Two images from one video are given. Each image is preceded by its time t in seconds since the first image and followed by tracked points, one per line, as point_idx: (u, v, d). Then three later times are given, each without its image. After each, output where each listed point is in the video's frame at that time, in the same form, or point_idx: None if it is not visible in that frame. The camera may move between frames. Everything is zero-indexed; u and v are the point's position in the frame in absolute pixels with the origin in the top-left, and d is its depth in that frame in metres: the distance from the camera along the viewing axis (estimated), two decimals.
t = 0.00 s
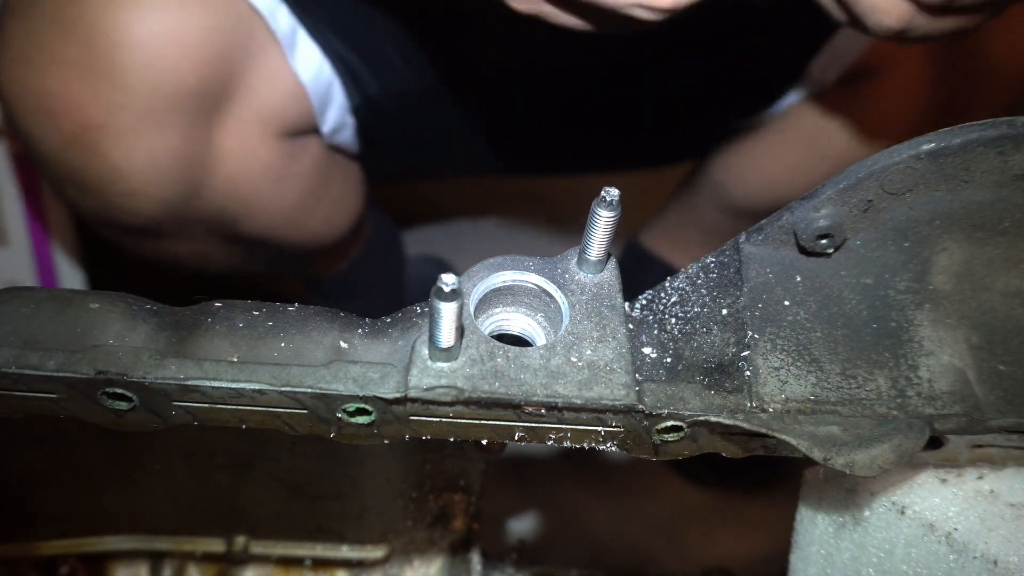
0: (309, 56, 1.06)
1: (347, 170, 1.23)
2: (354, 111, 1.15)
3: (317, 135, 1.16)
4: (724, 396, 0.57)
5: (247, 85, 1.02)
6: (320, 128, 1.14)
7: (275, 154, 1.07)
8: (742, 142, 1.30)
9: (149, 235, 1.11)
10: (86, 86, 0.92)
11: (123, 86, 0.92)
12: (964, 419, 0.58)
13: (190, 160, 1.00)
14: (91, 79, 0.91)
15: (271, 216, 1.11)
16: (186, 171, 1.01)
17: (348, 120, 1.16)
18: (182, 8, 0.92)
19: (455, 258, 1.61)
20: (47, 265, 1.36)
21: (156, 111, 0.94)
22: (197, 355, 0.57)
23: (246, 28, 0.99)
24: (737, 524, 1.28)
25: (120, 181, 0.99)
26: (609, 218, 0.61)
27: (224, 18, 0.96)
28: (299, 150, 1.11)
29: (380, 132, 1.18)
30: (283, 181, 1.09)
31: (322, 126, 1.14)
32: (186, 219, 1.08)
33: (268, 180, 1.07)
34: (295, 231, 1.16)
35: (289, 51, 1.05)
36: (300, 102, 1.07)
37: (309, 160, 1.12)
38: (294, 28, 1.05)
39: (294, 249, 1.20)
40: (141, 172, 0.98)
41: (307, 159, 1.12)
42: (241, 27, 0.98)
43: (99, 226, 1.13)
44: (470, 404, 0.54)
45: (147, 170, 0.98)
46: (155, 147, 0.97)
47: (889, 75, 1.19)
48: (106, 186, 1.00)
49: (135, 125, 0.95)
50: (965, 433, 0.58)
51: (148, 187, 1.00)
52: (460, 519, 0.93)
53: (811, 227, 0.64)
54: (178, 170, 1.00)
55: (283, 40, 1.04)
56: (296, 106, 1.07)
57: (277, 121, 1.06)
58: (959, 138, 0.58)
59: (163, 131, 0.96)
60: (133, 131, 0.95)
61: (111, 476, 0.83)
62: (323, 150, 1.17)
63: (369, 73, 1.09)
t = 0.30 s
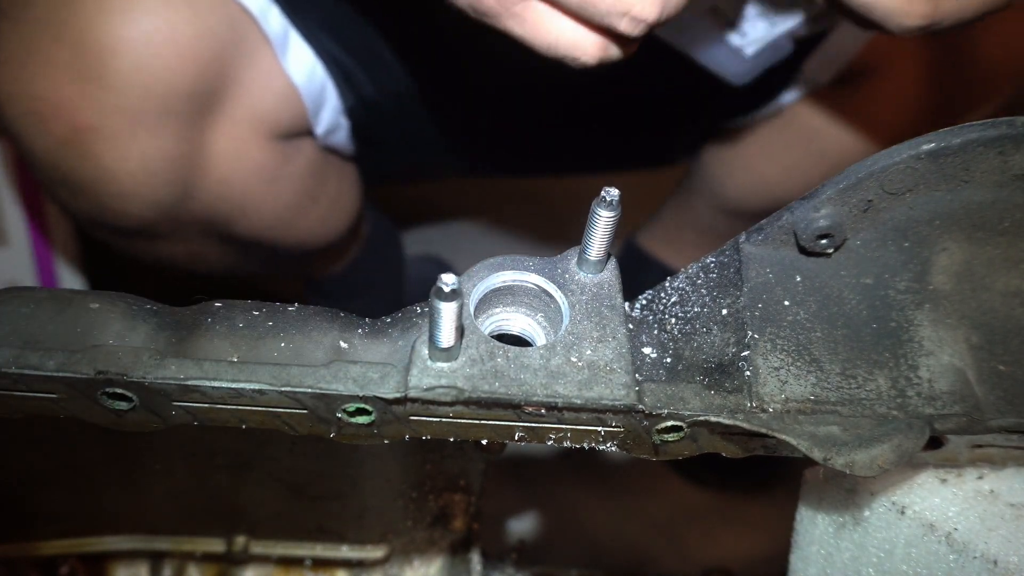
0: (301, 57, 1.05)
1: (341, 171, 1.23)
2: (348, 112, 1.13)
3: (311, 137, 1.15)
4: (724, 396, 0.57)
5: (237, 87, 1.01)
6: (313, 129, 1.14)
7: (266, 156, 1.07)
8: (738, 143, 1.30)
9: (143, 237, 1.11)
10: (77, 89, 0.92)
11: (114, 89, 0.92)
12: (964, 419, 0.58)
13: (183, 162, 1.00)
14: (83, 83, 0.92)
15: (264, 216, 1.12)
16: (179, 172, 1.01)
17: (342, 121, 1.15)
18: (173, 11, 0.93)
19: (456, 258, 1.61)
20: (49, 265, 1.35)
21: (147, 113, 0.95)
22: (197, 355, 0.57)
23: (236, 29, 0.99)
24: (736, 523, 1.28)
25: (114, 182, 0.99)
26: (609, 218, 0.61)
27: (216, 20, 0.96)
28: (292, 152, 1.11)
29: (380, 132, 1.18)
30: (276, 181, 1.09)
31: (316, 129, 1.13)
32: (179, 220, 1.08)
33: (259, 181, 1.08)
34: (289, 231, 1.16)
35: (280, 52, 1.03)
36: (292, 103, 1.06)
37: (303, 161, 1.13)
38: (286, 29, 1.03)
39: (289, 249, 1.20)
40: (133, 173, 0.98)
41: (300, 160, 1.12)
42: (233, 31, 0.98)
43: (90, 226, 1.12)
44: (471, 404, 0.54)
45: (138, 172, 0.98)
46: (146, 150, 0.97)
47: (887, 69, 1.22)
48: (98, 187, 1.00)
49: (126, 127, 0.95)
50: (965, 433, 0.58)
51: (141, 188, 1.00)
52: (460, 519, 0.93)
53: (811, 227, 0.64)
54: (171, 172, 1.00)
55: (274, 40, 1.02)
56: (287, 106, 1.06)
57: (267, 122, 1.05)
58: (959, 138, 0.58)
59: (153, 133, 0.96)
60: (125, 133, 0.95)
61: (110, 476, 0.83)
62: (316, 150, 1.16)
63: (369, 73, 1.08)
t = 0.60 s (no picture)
0: (300, 62, 1.05)
1: (339, 173, 1.23)
2: (346, 114, 1.13)
3: (309, 140, 1.15)
4: (724, 396, 0.57)
5: (235, 89, 1.01)
6: (310, 132, 1.13)
7: (263, 159, 1.07)
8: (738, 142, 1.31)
9: (140, 239, 1.11)
10: (74, 91, 0.91)
11: (111, 91, 0.92)
12: (964, 419, 0.58)
13: (180, 164, 1.00)
14: (80, 85, 0.91)
15: (263, 217, 1.11)
16: (177, 174, 1.01)
17: (339, 124, 1.16)
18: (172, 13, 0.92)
19: (456, 258, 1.61)
20: (49, 265, 1.35)
21: (145, 116, 0.95)
22: (197, 355, 0.57)
23: (235, 33, 0.99)
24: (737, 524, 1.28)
25: (111, 184, 0.99)
26: (609, 218, 0.61)
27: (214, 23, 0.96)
28: (289, 155, 1.11)
29: (380, 132, 1.18)
30: (274, 184, 1.09)
31: (313, 131, 1.13)
32: (177, 221, 1.08)
33: (257, 184, 1.07)
34: (287, 232, 1.16)
35: (279, 55, 1.03)
36: (291, 106, 1.06)
37: (301, 163, 1.13)
38: (284, 33, 1.03)
39: (285, 249, 1.20)
40: (130, 176, 0.98)
41: (299, 162, 1.12)
42: (232, 33, 0.98)
43: (88, 228, 1.12)
44: (470, 404, 0.54)
45: (136, 174, 0.98)
46: (144, 153, 0.97)
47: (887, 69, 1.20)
48: (94, 188, 1.00)
49: (124, 130, 0.95)
50: (965, 433, 0.58)
51: (138, 191, 1.00)
52: (460, 519, 0.93)
53: (811, 227, 0.64)
54: (169, 175, 1.00)
55: (274, 45, 1.02)
56: (286, 112, 1.06)
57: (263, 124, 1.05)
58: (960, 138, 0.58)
59: (149, 136, 0.96)
60: (122, 135, 0.95)
61: (109, 477, 0.83)
62: (314, 154, 1.16)
63: (369, 73, 1.09)
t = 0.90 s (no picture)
0: (304, 63, 1.05)
1: (342, 175, 1.23)
2: (345, 114, 1.13)
3: (312, 142, 1.15)
4: (724, 396, 0.57)
5: (237, 92, 1.01)
6: (314, 135, 1.13)
7: (265, 161, 1.06)
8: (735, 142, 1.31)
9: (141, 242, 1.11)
10: (78, 96, 0.92)
11: (113, 95, 0.92)
12: (964, 419, 0.58)
13: (183, 168, 1.00)
14: (82, 90, 0.91)
15: (265, 219, 1.11)
16: (180, 178, 1.00)
17: (342, 127, 1.16)
18: (173, 17, 0.92)
19: (456, 258, 1.61)
20: (49, 264, 1.35)
21: (147, 120, 0.95)
22: (196, 355, 0.57)
23: (238, 37, 0.99)
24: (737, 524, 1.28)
25: (112, 188, 0.99)
26: (609, 218, 0.61)
27: (215, 27, 0.96)
28: (292, 157, 1.10)
29: (380, 132, 1.18)
30: (277, 187, 1.09)
31: (316, 134, 1.13)
32: (179, 226, 1.08)
33: (257, 186, 1.07)
34: (291, 233, 1.16)
35: (282, 58, 1.03)
36: (294, 109, 1.06)
37: (303, 166, 1.12)
38: (287, 34, 1.03)
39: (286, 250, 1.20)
40: (133, 180, 0.98)
41: (302, 166, 1.12)
42: (234, 38, 0.98)
43: (90, 231, 1.12)
44: (470, 404, 0.54)
45: (138, 178, 0.98)
46: (146, 157, 0.97)
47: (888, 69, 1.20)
48: (96, 191, 1.00)
49: (127, 134, 0.95)
50: (966, 433, 0.58)
51: (141, 195, 1.00)
52: (460, 519, 0.91)
53: (811, 227, 0.64)
54: (171, 178, 1.00)
55: (277, 47, 1.02)
56: (288, 114, 1.06)
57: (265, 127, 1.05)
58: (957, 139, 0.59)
59: (150, 140, 0.96)
60: (123, 140, 0.95)
61: (109, 478, 0.83)
62: (317, 156, 1.16)
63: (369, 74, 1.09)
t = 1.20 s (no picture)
0: (314, 70, 1.05)
1: (348, 177, 1.22)
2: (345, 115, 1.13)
3: (319, 147, 1.15)
4: (724, 396, 0.57)
5: (247, 96, 1.02)
6: (322, 140, 1.13)
7: (272, 165, 1.06)
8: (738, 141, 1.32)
9: (147, 246, 1.11)
10: (90, 100, 0.92)
11: (123, 99, 0.92)
12: (964, 419, 0.58)
13: (192, 172, 1.00)
14: (93, 94, 0.92)
15: (272, 223, 1.11)
16: (188, 181, 1.01)
17: (351, 132, 1.16)
18: (183, 21, 0.92)
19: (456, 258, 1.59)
20: (49, 264, 1.36)
21: (157, 125, 0.95)
22: (196, 355, 0.57)
23: (249, 42, 0.99)
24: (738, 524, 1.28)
25: (121, 192, 0.99)
26: (609, 218, 0.61)
27: (226, 31, 0.96)
28: (300, 161, 1.10)
29: (379, 133, 1.18)
30: (284, 191, 1.09)
31: (324, 138, 1.13)
32: (187, 229, 1.08)
33: (264, 190, 1.07)
34: (297, 236, 1.15)
35: (294, 63, 1.04)
36: (304, 113, 1.07)
37: (312, 168, 1.12)
38: (299, 40, 1.04)
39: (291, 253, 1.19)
40: (143, 184, 0.98)
41: (310, 168, 1.12)
42: (244, 42, 0.98)
43: (95, 233, 1.12)
44: (470, 404, 0.54)
45: (147, 182, 0.98)
46: (156, 162, 0.97)
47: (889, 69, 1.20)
48: (105, 196, 1.00)
49: (137, 138, 0.95)
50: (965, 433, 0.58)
51: (149, 199, 1.00)
52: (460, 519, 0.91)
53: (810, 227, 0.65)
54: (179, 182, 1.00)
55: (289, 52, 1.03)
56: (298, 118, 1.06)
57: (272, 131, 1.05)
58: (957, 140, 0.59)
59: (159, 144, 0.96)
60: (132, 144, 0.95)
61: (109, 478, 0.83)
62: (325, 159, 1.16)
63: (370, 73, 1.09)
